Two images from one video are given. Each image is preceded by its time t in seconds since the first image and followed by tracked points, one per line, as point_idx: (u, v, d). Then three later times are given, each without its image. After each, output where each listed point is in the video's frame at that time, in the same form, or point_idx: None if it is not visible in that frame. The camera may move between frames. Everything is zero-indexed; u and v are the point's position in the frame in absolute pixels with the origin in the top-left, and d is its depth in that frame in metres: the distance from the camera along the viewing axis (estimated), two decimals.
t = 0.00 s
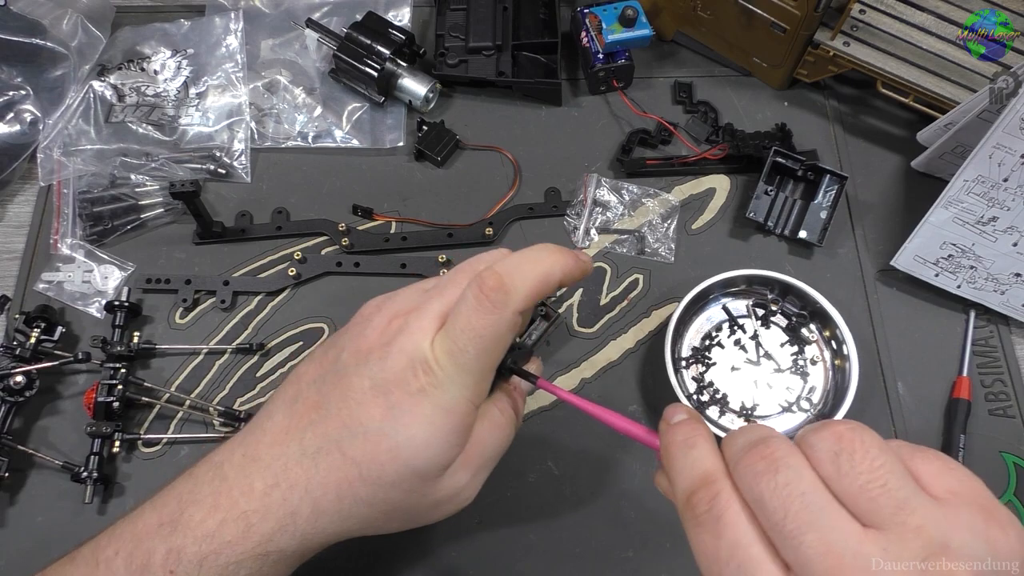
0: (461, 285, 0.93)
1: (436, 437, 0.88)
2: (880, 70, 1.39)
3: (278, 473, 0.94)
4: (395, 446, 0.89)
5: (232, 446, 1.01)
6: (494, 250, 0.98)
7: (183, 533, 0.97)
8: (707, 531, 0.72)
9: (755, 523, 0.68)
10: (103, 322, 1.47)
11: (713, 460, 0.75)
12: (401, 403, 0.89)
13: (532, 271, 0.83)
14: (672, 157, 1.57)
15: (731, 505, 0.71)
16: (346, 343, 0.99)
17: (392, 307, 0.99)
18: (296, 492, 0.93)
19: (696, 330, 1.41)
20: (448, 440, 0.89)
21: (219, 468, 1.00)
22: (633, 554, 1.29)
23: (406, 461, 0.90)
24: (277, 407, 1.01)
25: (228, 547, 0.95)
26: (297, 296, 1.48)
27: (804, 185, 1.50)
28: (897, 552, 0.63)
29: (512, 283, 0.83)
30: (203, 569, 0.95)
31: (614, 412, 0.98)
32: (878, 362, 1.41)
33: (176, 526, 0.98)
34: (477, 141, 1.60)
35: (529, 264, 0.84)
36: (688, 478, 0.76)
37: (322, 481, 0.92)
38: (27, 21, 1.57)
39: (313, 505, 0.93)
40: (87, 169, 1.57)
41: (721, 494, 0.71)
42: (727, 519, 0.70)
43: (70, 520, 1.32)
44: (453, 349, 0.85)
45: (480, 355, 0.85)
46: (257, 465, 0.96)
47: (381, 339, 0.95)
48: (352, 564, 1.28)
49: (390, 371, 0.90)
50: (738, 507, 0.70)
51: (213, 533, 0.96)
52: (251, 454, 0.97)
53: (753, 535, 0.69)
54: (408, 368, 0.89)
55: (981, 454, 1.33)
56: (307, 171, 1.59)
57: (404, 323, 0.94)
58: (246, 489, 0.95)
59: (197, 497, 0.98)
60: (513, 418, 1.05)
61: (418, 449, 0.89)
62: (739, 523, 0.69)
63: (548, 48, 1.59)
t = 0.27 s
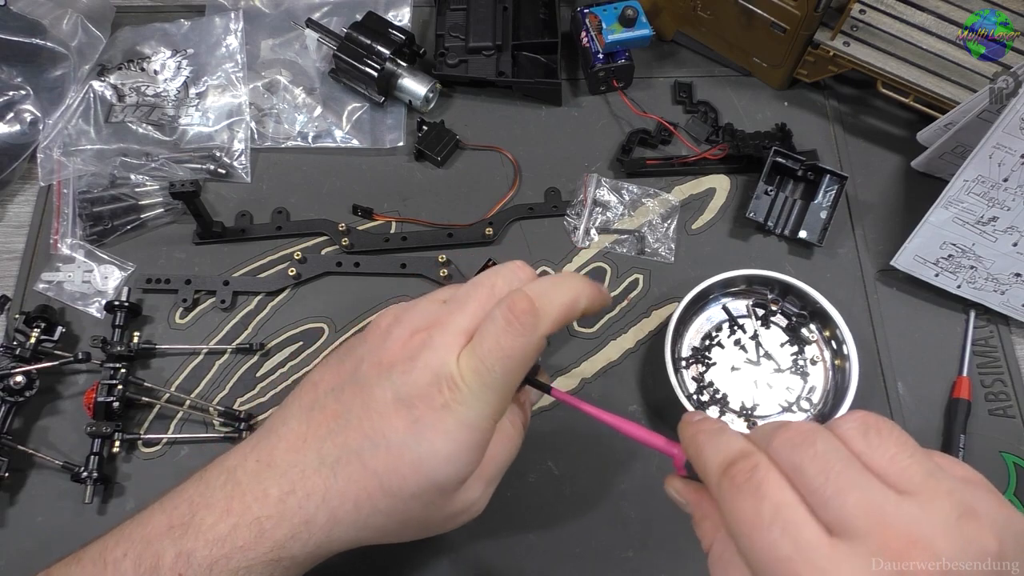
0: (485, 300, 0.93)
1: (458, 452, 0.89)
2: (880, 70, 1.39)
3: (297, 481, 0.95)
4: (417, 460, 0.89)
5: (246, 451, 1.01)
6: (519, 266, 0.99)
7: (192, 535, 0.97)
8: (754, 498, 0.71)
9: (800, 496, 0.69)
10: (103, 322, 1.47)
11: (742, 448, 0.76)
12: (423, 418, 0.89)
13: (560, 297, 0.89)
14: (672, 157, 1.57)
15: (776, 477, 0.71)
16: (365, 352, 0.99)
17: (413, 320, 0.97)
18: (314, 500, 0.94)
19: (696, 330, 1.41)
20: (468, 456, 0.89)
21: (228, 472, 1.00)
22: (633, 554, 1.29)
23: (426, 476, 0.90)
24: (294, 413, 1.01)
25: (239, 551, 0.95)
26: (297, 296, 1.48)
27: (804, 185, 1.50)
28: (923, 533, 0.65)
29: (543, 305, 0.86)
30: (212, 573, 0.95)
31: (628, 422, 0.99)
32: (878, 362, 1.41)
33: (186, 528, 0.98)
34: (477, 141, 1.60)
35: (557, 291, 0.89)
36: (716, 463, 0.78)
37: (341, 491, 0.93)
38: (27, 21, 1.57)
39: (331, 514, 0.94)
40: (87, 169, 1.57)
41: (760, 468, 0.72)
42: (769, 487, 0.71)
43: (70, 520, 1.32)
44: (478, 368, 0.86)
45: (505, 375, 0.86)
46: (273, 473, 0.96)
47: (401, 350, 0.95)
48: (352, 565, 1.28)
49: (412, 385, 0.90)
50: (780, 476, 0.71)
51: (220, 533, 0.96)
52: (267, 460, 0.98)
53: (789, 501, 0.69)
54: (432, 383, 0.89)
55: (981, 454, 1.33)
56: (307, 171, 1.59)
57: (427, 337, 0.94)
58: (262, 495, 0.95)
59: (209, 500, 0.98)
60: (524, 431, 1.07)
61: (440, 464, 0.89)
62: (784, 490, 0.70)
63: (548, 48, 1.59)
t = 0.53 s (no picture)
0: (481, 299, 0.93)
1: (457, 451, 0.89)
2: (880, 70, 1.39)
3: (296, 482, 0.94)
4: (415, 460, 0.90)
5: (246, 453, 1.01)
6: (515, 265, 0.99)
7: (194, 536, 0.97)
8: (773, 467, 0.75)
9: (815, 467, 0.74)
10: (103, 322, 1.47)
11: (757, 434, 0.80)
12: (422, 417, 0.89)
13: (559, 295, 0.90)
14: (672, 157, 1.57)
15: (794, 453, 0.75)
16: (361, 352, 0.99)
17: (408, 318, 0.97)
18: (313, 501, 0.94)
19: (696, 330, 1.41)
20: (466, 454, 0.90)
21: (231, 472, 1.00)
22: (633, 554, 1.29)
23: (425, 475, 0.90)
24: (292, 415, 1.01)
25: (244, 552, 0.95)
26: (297, 296, 1.48)
27: (804, 185, 1.50)
28: (940, 506, 0.70)
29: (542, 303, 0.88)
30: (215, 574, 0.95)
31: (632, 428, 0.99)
32: (878, 362, 1.41)
33: (190, 529, 0.98)
34: (477, 141, 1.60)
35: (555, 289, 0.90)
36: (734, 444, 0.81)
37: (340, 492, 0.93)
38: (27, 21, 1.57)
39: (331, 516, 0.94)
40: (87, 169, 1.57)
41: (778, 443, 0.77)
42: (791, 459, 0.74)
43: (70, 520, 1.32)
44: (477, 366, 0.86)
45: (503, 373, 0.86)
46: (273, 475, 0.96)
47: (398, 350, 0.95)
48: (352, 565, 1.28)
49: (410, 384, 0.91)
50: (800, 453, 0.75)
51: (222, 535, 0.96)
52: (267, 462, 0.97)
53: (811, 472, 0.73)
54: (430, 382, 0.90)
55: (981, 454, 1.33)
56: (307, 171, 1.59)
57: (424, 336, 0.94)
58: (263, 497, 0.95)
59: (211, 502, 0.99)
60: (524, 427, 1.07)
61: (439, 462, 0.89)
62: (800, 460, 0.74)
63: (548, 48, 1.59)
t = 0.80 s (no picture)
0: (488, 303, 0.93)
1: (466, 455, 0.89)
2: (880, 70, 1.39)
3: (306, 485, 0.94)
4: (424, 464, 0.90)
5: (254, 456, 1.01)
6: (522, 269, 0.99)
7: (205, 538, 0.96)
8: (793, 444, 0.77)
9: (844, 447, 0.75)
10: (103, 322, 1.47)
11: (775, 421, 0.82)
12: (431, 421, 0.89)
13: (567, 301, 0.91)
14: (672, 157, 1.57)
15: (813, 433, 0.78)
16: (369, 355, 0.99)
17: (414, 322, 0.97)
18: (323, 504, 0.94)
19: (696, 330, 1.41)
20: (474, 458, 0.90)
21: (240, 475, 1.00)
22: (633, 554, 1.29)
23: (434, 479, 0.90)
24: (300, 418, 1.01)
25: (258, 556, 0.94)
26: (297, 296, 1.48)
27: (804, 185, 1.50)
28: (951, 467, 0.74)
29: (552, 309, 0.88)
30: None
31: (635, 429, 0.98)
32: (878, 361, 1.41)
33: (200, 530, 0.97)
34: (477, 141, 1.60)
35: (563, 296, 0.91)
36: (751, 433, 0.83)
37: (350, 495, 0.93)
38: (27, 21, 1.57)
39: (341, 519, 0.94)
40: (88, 169, 1.57)
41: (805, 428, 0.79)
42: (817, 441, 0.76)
43: (70, 520, 1.32)
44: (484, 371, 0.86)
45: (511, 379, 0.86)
46: (282, 479, 0.96)
47: (406, 354, 0.95)
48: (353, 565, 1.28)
49: (418, 388, 0.91)
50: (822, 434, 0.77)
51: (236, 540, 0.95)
52: (277, 464, 0.98)
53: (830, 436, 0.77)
54: (438, 386, 0.89)
55: (981, 453, 1.33)
56: (306, 170, 1.59)
57: (431, 340, 0.94)
58: (272, 500, 0.95)
59: (221, 502, 0.98)
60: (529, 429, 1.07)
61: (448, 466, 0.89)
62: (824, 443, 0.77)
63: (548, 48, 1.59)
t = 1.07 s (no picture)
0: (495, 308, 0.95)
1: (471, 457, 0.89)
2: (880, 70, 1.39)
3: (306, 484, 0.94)
4: (428, 465, 0.90)
5: (252, 454, 1.00)
6: (529, 277, 1.01)
7: (202, 535, 0.96)
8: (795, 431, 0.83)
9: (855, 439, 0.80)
10: (103, 322, 1.47)
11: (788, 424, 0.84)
12: (436, 422, 0.90)
13: (575, 305, 0.92)
14: (672, 157, 1.57)
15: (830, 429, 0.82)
16: (374, 356, 0.99)
17: (422, 325, 0.98)
18: (322, 503, 0.93)
19: (696, 330, 1.41)
20: (478, 460, 0.90)
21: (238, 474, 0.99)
22: (633, 554, 1.29)
23: (437, 480, 0.90)
24: (299, 417, 1.00)
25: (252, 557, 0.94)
26: (297, 296, 1.48)
27: (804, 185, 1.50)
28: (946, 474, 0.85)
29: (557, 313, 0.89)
30: None
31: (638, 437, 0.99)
32: (878, 362, 1.41)
33: (195, 531, 0.97)
34: (477, 141, 1.60)
35: (570, 297, 0.92)
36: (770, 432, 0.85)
37: (351, 495, 0.93)
38: (27, 21, 1.57)
39: (340, 519, 0.94)
40: (88, 169, 1.57)
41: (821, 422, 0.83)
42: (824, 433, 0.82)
43: (70, 520, 1.32)
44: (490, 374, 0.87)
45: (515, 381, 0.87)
46: (281, 477, 0.95)
47: (413, 355, 0.95)
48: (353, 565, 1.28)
49: (425, 389, 0.91)
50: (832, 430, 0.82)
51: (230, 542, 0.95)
52: (275, 463, 0.97)
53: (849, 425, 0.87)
54: (445, 387, 0.90)
55: (981, 454, 1.33)
56: (306, 170, 1.59)
57: (438, 343, 0.95)
58: (271, 498, 0.94)
59: (216, 503, 0.98)
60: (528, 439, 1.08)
61: (452, 468, 0.90)
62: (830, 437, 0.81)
63: (548, 47, 1.59)
